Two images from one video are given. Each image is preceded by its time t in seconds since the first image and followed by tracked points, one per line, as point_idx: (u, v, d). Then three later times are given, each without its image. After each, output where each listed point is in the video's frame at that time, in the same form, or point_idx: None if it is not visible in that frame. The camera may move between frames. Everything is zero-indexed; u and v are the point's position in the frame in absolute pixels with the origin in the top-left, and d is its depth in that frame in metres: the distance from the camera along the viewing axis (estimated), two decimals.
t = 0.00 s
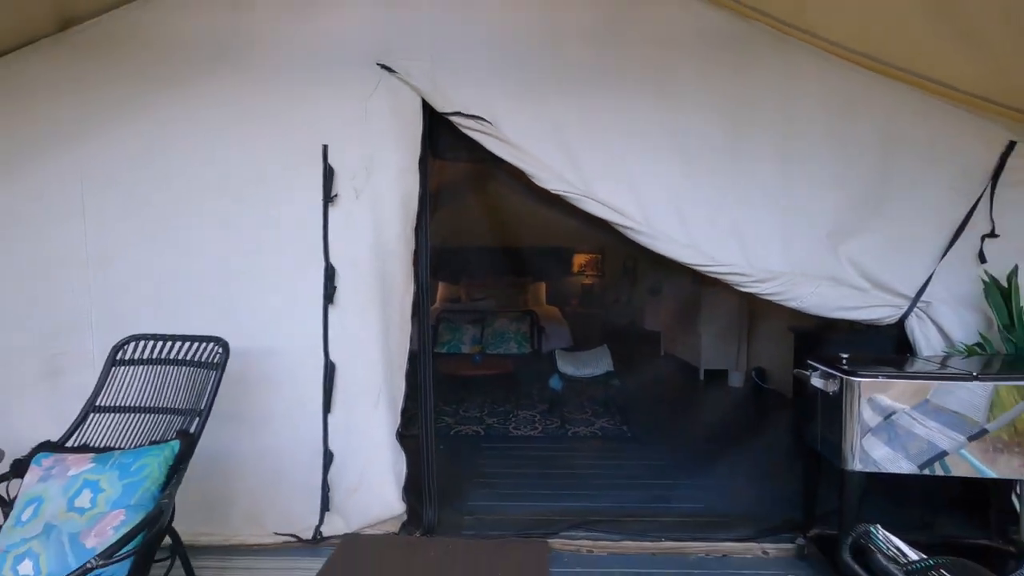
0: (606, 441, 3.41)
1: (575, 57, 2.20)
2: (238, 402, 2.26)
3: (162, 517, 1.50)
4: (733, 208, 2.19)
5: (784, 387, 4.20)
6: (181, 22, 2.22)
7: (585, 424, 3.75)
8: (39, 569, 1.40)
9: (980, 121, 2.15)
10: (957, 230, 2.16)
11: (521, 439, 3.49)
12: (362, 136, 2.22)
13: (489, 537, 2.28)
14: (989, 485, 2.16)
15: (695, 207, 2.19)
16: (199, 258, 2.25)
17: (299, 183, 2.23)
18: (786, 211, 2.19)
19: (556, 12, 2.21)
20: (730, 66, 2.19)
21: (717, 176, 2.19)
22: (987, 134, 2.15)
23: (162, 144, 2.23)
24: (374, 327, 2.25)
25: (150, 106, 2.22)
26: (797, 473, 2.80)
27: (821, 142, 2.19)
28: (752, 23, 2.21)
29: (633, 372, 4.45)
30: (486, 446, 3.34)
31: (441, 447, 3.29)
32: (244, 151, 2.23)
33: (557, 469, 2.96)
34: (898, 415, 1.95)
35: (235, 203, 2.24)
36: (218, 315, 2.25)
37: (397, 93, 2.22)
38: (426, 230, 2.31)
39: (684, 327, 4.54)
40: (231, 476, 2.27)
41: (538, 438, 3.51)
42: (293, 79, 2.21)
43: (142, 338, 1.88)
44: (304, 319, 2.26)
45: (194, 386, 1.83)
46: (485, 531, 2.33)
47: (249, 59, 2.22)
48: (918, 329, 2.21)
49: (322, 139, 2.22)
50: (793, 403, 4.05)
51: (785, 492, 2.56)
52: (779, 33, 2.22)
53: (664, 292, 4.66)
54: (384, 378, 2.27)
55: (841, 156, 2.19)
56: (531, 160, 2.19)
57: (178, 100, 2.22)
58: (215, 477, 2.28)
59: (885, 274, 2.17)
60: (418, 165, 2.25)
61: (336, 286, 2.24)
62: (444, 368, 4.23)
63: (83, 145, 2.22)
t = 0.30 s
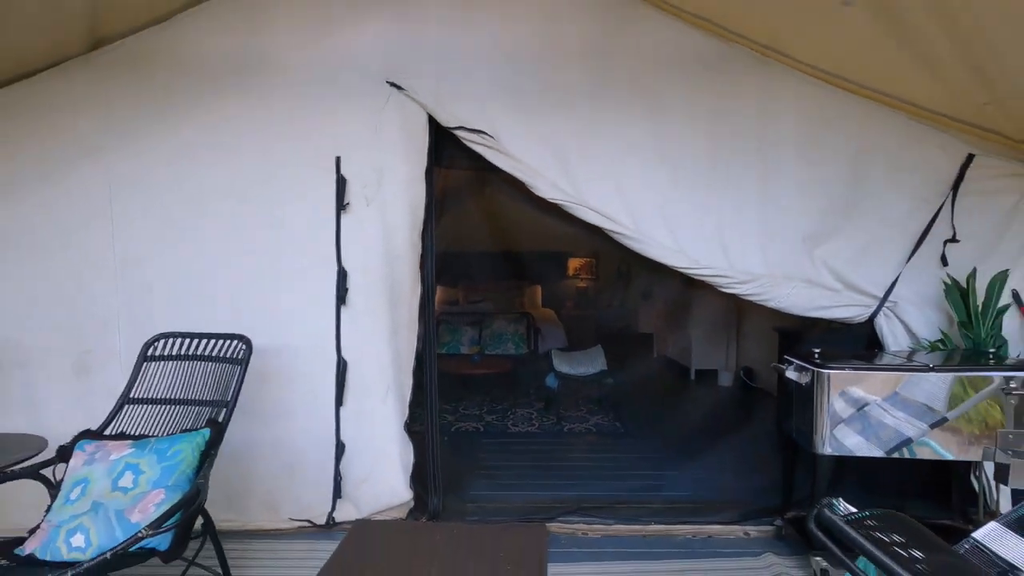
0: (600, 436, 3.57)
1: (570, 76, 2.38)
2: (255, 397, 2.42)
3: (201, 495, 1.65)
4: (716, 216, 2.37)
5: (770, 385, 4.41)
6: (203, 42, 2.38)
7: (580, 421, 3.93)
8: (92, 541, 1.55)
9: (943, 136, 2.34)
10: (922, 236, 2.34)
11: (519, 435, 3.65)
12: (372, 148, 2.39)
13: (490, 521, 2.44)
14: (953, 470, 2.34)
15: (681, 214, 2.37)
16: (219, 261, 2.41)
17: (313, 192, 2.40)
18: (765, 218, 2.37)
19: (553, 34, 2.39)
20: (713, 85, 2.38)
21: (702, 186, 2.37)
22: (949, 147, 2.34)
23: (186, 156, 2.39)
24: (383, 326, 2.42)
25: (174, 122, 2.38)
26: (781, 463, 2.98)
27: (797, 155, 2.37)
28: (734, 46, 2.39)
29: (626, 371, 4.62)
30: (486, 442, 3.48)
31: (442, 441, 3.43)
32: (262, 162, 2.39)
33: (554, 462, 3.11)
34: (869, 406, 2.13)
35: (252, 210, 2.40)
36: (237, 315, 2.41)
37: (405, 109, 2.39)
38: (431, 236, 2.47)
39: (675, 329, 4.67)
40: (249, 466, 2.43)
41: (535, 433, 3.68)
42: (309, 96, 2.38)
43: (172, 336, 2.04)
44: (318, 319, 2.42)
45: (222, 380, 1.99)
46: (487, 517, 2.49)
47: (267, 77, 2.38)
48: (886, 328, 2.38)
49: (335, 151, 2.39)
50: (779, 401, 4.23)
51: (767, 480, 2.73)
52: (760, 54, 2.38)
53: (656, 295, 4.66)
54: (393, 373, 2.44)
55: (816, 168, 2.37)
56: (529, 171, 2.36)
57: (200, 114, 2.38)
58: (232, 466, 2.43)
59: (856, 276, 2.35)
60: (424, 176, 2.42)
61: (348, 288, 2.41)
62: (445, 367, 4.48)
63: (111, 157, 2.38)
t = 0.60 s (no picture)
0: (600, 432, 3.73)
1: (573, 93, 2.56)
2: (277, 392, 2.58)
3: (239, 480, 1.79)
4: (708, 223, 2.55)
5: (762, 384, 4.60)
6: (231, 62, 2.55)
7: (580, 419, 4.08)
8: (143, 518, 1.71)
9: (918, 149, 2.53)
10: (899, 242, 2.53)
11: (522, 431, 3.81)
12: (389, 161, 2.56)
13: (498, 509, 2.61)
14: (929, 460, 2.52)
15: (676, 222, 2.55)
16: (245, 266, 2.57)
17: (333, 201, 2.57)
18: (753, 226, 2.55)
19: (556, 55, 2.57)
20: (706, 102, 2.56)
21: (695, 196, 2.55)
22: (924, 160, 2.52)
23: (214, 168, 2.56)
24: (397, 327, 2.59)
25: (204, 136, 2.56)
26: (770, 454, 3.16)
27: (782, 167, 2.56)
28: (725, 66, 2.58)
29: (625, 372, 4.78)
30: (491, 438, 3.64)
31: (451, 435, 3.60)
32: (285, 173, 2.56)
33: (556, 456, 3.27)
34: (853, 400, 2.30)
35: (276, 218, 2.57)
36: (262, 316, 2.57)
37: (419, 124, 2.56)
38: (442, 242, 2.64)
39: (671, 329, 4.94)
40: (272, 456, 2.59)
41: (537, 430, 3.83)
42: (330, 111, 2.56)
43: (205, 335, 2.20)
44: (337, 320, 2.58)
45: (254, 375, 2.16)
46: (495, 505, 2.65)
47: (291, 94, 2.56)
48: (866, 327, 2.55)
49: (353, 163, 2.56)
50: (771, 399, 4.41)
51: (757, 470, 2.90)
52: (749, 74, 2.56)
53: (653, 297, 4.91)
54: (406, 371, 2.60)
55: (801, 179, 2.55)
56: (534, 181, 2.53)
57: (227, 128, 2.55)
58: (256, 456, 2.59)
59: (839, 279, 2.53)
60: (436, 185, 2.59)
61: (365, 291, 2.58)
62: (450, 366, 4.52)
63: (145, 169, 2.55)
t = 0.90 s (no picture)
0: (600, 430, 3.91)
1: (574, 112, 2.75)
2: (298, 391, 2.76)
3: (272, 469, 1.96)
4: (700, 233, 2.73)
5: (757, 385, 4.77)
6: (254, 84, 2.74)
7: (582, 419, 4.24)
8: (185, 501, 1.89)
9: (895, 165, 2.71)
10: (878, 251, 2.70)
11: (526, 429, 3.98)
12: (402, 175, 2.75)
13: (504, 500, 2.78)
14: (908, 454, 2.69)
15: (670, 232, 2.73)
16: (268, 273, 2.75)
17: (350, 213, 2.75)
18: (742, 236, 2.74)
19: (558, 77, 2.76)
20: (697, 121, 2.75)
21: (688, 208, 2.74)
22: (900, 175, 2.71)
23: (240, 182, 2.74)
24: (410, 329, 2.77)
25: (229, 153, 2.74)
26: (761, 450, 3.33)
27: (769, 181, 2.74)
28: (715, 87, 2.76)
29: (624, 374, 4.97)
30: (497, 435, 3.82)
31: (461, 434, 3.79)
32: (306, 187, 2.75)
33: (559, 453, 3.45)
34: (837, 397, 2.48)
35: (297, 228, 2.75)
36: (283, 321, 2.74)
37: (430, 141, 2.75)
38: (452, 250, 2.82)
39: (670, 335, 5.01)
40: (293, 451, 2.76)
41: (540, 429, 3.99)
42: (347, 129, 2.74)
43: (234, 337, 2.39)
44: (353, 323, 2.76)
45: (280, 375, 2.35)
46: (502, 497, 2.83)
47: (311, 113, 2.75)
48: (848, 330, 2.73)
49: (369, 177, 2.75)
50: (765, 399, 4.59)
51: (748, 464, 3.08)
52: (737, 94, 2.75)
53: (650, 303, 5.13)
54: (418, 371, 2.78)
55: (786, 192, 2.74)
56: (538, 195, 2.72)
57: (251, 145, 2.74)
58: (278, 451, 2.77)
59: (822, 286, 2.70)
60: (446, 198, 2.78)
61: (380, 296, 2.76)
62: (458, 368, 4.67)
63: (176, 183, 2.73)
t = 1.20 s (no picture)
0: (597, 425, 4.10)
1: (571, 128, 2.97)
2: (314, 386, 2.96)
3: (298, 451, 2.18)
4: (688, 240, 2.94)
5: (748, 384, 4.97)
6: (274, 101, 2.96)
7: (581, 417, 4.34)
8: (220, 481, 2.10)
9: (868, 176, 2.92)
10: (853, 256, 2.91)
11: (527, 424, 4.17)
12: (412, 186, 2.97)
13: (506, 488, 2.98)
14: (881, 443, 2.88)
15: (660, 239, 2.93)
16: (286, 276, 2.95)
17: (363, 221, 2.96)
18: (727, 242, 2.94)
19: (556, 94, 2.98)
20: (686, 137, 2.96)
21: (677, 217, 2.95)
22: (873, 185, 2.92)
23: (261, 191, 2.95)
24: (419, 329, 2.98)
25: (251, 164, 2.94)
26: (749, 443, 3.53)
27: (753, 192, 2.95)
28: (701, 104, 2.98)
29: (621, 373, 5.17)
30: (499, 430, 4.03)
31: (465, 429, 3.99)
32: (322, 196, 2.96)
33: (558, 446, 3.65)
34: (818, 393, 2.68)
35: (313, 235, 2.96)
36: (300, 320, 2.94)
37: (438, 154, 2.97)
38: (458, 255, 3.04)
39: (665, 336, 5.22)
40: (309, 441, 2.96)
41: (540, 425, 4.16)
42: (361, 144, 2.96)
43: (259, 335, 2.61)
44: (366, 324, 2.96)
45: (301, 369, 2.57)
46: (503, 484, 3.03)
47: (328, 128, 2.96)
48: (825, 330, 2.93)
49: (381, 188, 2.96)
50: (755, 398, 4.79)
51: (736, 456, 3.27)
52: (722, 110, 2.96)
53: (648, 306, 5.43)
54: (426, 368, 2.99)
55: (769, 203, 2.95)
56: (537, 204, 2.93)
57: (272, 158, 2.94)
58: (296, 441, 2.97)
59: (801, 289, 2.91)
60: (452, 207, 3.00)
61: (391, 299, 2.97)
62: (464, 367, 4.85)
63: (201, 192, 2.94)
